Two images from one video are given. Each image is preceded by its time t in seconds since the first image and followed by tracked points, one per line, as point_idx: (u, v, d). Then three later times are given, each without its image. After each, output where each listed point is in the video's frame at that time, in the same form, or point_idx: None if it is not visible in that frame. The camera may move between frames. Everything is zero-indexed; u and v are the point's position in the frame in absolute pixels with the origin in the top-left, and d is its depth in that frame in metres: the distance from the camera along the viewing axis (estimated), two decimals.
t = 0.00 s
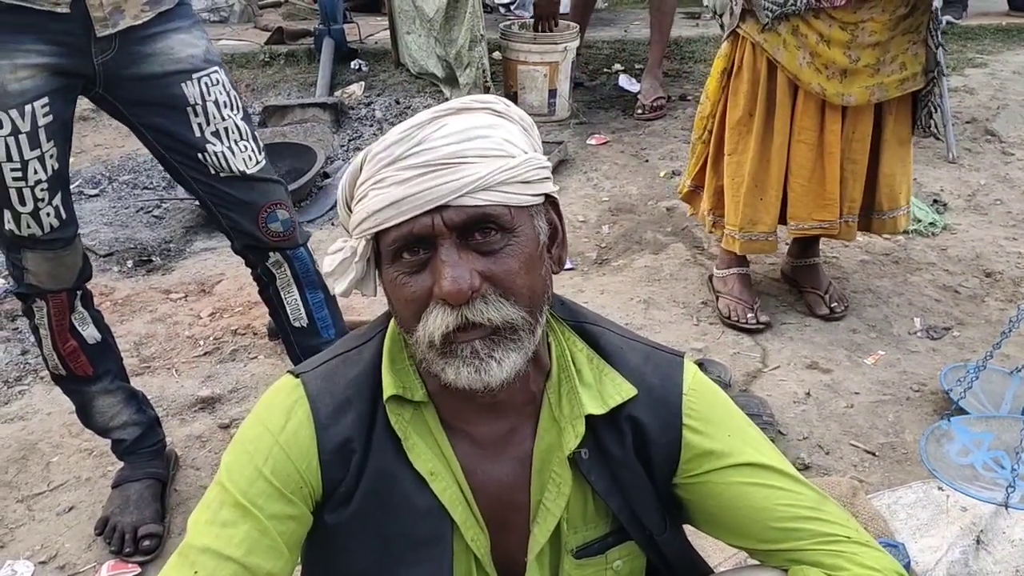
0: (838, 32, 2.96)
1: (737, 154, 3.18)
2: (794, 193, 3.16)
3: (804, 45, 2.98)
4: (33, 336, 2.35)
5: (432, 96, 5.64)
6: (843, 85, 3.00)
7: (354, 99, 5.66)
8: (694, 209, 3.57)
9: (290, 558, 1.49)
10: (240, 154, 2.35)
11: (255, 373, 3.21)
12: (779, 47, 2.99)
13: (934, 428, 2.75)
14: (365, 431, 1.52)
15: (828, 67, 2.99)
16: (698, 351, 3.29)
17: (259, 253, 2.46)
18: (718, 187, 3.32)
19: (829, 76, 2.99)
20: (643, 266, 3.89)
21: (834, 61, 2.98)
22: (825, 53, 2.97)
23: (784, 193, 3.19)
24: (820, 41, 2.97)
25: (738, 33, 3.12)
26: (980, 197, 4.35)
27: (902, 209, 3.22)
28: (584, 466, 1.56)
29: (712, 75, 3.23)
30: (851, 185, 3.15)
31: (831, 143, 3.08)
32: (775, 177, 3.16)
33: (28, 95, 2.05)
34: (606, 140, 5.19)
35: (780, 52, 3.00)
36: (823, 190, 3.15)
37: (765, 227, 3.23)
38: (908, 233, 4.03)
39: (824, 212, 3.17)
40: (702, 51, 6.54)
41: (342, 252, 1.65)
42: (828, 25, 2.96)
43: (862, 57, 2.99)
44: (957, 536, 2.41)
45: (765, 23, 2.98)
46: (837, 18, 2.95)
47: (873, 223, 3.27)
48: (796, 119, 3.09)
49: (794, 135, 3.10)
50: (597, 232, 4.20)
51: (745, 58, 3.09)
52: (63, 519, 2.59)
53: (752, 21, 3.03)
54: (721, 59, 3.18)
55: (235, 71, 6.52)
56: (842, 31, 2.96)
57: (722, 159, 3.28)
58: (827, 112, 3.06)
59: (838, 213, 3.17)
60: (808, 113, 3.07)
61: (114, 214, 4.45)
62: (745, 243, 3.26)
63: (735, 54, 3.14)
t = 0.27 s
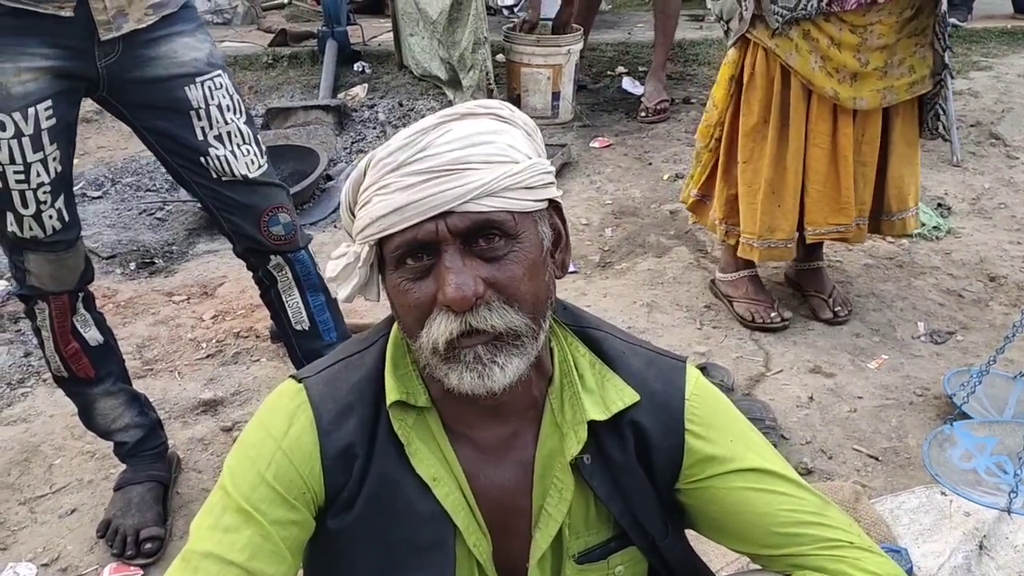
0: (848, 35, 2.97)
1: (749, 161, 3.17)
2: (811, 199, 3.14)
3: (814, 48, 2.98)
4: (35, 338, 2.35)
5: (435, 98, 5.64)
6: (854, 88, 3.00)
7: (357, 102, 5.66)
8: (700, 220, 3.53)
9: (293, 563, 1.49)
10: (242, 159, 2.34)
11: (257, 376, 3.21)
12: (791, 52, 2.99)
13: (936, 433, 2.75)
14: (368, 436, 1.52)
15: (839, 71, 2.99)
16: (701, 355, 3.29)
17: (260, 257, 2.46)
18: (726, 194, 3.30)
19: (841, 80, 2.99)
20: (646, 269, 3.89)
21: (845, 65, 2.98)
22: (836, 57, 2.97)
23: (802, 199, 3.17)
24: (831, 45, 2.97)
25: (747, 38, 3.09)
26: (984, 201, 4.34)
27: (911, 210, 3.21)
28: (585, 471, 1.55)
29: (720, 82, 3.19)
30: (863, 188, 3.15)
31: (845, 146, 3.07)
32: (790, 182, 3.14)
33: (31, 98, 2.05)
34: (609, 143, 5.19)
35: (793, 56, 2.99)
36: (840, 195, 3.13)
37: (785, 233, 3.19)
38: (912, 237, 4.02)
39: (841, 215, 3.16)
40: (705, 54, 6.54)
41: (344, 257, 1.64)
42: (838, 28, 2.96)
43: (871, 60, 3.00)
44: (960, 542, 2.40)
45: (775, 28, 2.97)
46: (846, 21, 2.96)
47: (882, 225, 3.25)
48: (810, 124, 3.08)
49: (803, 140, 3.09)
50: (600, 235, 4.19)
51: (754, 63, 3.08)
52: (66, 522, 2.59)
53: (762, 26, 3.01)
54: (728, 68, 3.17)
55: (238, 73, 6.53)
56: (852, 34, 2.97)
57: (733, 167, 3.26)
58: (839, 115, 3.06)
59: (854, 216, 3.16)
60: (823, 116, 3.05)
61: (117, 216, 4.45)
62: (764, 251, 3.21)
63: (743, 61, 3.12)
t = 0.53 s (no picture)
0: (846, 38, 2.99)
1: (750, 167, 3.16)
2: (821, 202, 3.15)
3: (814, 53, 3.00)
4: (36, 341, 2.37)
5: (437, 101, 5.64)
6: (854, 91, 3.02)
7: (359, 105, 5.68)
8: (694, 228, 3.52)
9: (291, 567, 1.50)
10: (241, 162, 2.36)
11: (258, 379, 3.23)
12: (793, 56, 3.00)
13: (935, 437, 2.75)
14: (367, 441, 1.53)
15: (838, 74, 3.01)
16: (700, 358, 3.29)
17: (260, 258, 2.47)
18: (728, 200, 3.30)
19: (840, 83, 3.01)
20: (646, 273, 3.90)
21: (845, 68, 2.99)
22: (835, 60, 2.99)
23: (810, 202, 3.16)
24: (829, 49, 2.99)
25: (746, 44, 3.10)
26: (984, 204, 4.34)
27: (914, 209, 3.21)
28: (583, 477, 1.56)
29: (717, 88, 3.19)
30: (866, 190, 3.16)
31: (848, 147, 3.08)
32: (796, 185, 3.14)
33: (30, 104, 2.07)
34: (610, 146, 5.20)
35: (795, 61, 3.00)
36: (845, 194, 3.13)
37: (795, 238, 3.20)
38: (911, 241, 4.03)
39: (846, 218, 3.16)
40: (707, 57, 6.55)
41: (344, 264, 1.66)
42: (836, 32, 2.98)
43: (869, 63, 3.02)
44: (958, 545, 2.41)
45: (776, 31, 2.97)
46: (844, 24, 2.98)
47: (885, 225, 3.26)
48: (811, 126, 3.08)
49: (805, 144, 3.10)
50: (601, 239, 4.20)
51: (754, 68, 3.09)
52: (67, 524, 2.60)
53: (763, 31, 3.01)
54: (725, 71, 3.16)
55: (241, 76, 6.55)
56: (850, 38, 2.99)
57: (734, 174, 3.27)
58: (839, 118, 3.07)
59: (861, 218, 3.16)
60: (823, 119, 3.07)
61: (120, 219, 4.47)
62: (774, 255, 3.21)
63: (742, 66, 3.12)
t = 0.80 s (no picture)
0: (834, 36, 3.01)
1: (745, 166, 3.17)
2: (806, 202, 3.17)
3: (803, 51, 3.02)
4: (35, 339, 2.37)
5: (438, 100, 5.65)
6: (841, 89, 3.06)
7: (359, 104, 5.69)
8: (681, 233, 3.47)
9: (288, 561, 1.50)
10: (237, 162, 2.36)
11: (258, 377, 3.23)
12: (785, 55, 3.01)
13: (932, 435, 2.76)
14: (364, 436, 1.54)
15: (826, 72, 3.04)
16: (699, 356, 3.30)
17: (256, 257, 2.47)
18: (729, 199, 3.29)
19: (828, 81, 3.04)
20: (645, 271, 3.90)
21: (833, 66, 3.02)
22: (824, 58, 3.02)
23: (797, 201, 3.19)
24: (818, 47, 3.02)
25: (740, 42, 3.07)
26: (983, 203, 4.35)
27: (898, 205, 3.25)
28: (580, 473, 1.57)
29: (711, 87, 3.14)
30: (855, 188, 3.17)
31: (833, 146, 3.11)
32: (785, 183, 3.17)
33: (28, 102, 2.08)
34: (610, 145, 5.20)
35: (787, 60, 3.01)
36: (831, 195, 3.17)
37: (784, 237, 3.22)
38: (911, 240, 4.04)
39: (834, 215, 3.19)
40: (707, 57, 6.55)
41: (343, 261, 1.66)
42: (825, 31, 3.00)
43: (855, 60, 3.05)
44: (956, 543, 2.41)
45: (767, 30, 2.97)
46: (832, 23, 3.00)
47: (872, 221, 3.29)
48: (799, 123, 3.11)
49: (800, 143, 3.12)
50: (600, 238, 4.21)
51: (749, 67, 3.08)
52: (68, 521, 2.61)
53: (756, 29, 3.00)
54: (718, 67, 3.11)
55: (241, 75, 6.55)
56: (838, 36, 3.02)
57: (734, 173, 3.27)
58: (827, 116, 3.10)
59: (846, 215, 3.19)
60: (812, 117, 3.10)
61: (120, 218, 4.48)
62: (764, 255, 3.23)
63: (736, 64, 3.11)
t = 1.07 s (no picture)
0: (826, 38, 3.02)
1: (741, 167, 3.17)
2: (795, 203, 3.18)
3: (797, 53, 3.03)
4: (35, 339, 2.37)
5: (438, 101, 5.65)
6: (832, 90, 3.06)
7: (360, 105, 5.69)
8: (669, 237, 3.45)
9: (287, 561, 1.50)
10: (236, 163, 2.36)
11: (259, 377, 3.23)
12: (779, 57, 3.02)
13: (933, 436, 2.74)
14: (362, 436, 1.53)
15: (818, 74, 3.04)
16: (700, 357, 3.30)
17: (254, 258, 2.46)
18: (729, 200, 3.28)
19: (819, 82, 3.05)
20: (646, 272, 3.90)
21: (823, 68, 3.03)
22: (816, 60, 3.02)
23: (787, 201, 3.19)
24: (810, 49, 3.02)
25: (737, 44, 3.08)
26: (984, 204, 4.35)
27: (882, 204, 3.27)
28: (579, 473, 1.57)
29: (708, 89, 3.14)
30: (844, 188, 3.18)
31: (819, 148, 3.12)
32: (777, 184, 3.17)
33: (28, 103, 2.08)
34: (611, 146, 5.20)
35: (782, 62, 3.02)
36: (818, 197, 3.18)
37: (773, 239, 3.25)
38: (911, 240, 4.03)
39: (817, 216, 3.20)
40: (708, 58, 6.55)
41: (342, 260, 1.66)
42: (816, 33, 3.01)
43: (846, 61, 3.06)
44: (957, 544, 2.41)
45: (758, 31, 2.99)
46: (824, 25, 3.01)
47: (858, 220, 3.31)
48: (792, 124, 3.11)
49: (795, 144, 3.12)
50: (601, 238, 4.21)
51: (746, 69, 3.08)
52: (68, 521, 2.61)
53: (750, 33, 3.03)
54: (712, 69, 3.12)
55: (242, 76, 6.55)
56: (829, 37, 3.02)
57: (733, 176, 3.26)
58: (817, 117, 3.11)
59: (831, 216, 3.20)
60: (802, 119, 3.10)
61: (121, 218, 4.48)
62: (756, 257, 3.24)
63: (733, 66, 3.12)
